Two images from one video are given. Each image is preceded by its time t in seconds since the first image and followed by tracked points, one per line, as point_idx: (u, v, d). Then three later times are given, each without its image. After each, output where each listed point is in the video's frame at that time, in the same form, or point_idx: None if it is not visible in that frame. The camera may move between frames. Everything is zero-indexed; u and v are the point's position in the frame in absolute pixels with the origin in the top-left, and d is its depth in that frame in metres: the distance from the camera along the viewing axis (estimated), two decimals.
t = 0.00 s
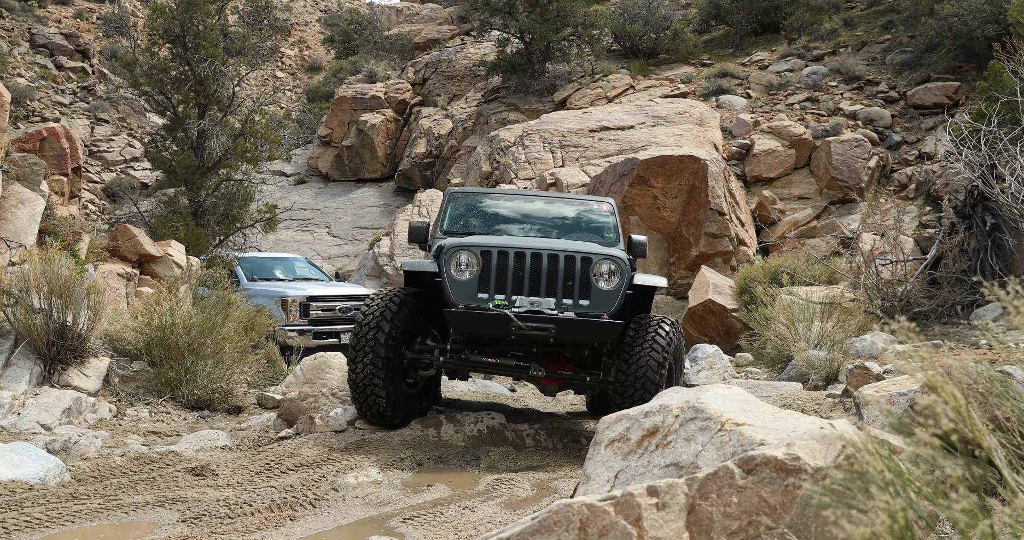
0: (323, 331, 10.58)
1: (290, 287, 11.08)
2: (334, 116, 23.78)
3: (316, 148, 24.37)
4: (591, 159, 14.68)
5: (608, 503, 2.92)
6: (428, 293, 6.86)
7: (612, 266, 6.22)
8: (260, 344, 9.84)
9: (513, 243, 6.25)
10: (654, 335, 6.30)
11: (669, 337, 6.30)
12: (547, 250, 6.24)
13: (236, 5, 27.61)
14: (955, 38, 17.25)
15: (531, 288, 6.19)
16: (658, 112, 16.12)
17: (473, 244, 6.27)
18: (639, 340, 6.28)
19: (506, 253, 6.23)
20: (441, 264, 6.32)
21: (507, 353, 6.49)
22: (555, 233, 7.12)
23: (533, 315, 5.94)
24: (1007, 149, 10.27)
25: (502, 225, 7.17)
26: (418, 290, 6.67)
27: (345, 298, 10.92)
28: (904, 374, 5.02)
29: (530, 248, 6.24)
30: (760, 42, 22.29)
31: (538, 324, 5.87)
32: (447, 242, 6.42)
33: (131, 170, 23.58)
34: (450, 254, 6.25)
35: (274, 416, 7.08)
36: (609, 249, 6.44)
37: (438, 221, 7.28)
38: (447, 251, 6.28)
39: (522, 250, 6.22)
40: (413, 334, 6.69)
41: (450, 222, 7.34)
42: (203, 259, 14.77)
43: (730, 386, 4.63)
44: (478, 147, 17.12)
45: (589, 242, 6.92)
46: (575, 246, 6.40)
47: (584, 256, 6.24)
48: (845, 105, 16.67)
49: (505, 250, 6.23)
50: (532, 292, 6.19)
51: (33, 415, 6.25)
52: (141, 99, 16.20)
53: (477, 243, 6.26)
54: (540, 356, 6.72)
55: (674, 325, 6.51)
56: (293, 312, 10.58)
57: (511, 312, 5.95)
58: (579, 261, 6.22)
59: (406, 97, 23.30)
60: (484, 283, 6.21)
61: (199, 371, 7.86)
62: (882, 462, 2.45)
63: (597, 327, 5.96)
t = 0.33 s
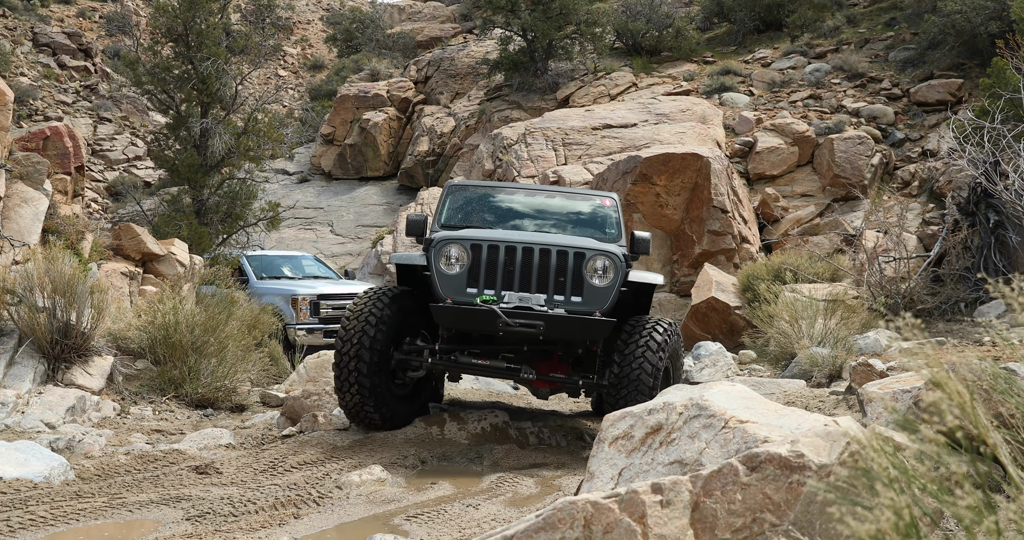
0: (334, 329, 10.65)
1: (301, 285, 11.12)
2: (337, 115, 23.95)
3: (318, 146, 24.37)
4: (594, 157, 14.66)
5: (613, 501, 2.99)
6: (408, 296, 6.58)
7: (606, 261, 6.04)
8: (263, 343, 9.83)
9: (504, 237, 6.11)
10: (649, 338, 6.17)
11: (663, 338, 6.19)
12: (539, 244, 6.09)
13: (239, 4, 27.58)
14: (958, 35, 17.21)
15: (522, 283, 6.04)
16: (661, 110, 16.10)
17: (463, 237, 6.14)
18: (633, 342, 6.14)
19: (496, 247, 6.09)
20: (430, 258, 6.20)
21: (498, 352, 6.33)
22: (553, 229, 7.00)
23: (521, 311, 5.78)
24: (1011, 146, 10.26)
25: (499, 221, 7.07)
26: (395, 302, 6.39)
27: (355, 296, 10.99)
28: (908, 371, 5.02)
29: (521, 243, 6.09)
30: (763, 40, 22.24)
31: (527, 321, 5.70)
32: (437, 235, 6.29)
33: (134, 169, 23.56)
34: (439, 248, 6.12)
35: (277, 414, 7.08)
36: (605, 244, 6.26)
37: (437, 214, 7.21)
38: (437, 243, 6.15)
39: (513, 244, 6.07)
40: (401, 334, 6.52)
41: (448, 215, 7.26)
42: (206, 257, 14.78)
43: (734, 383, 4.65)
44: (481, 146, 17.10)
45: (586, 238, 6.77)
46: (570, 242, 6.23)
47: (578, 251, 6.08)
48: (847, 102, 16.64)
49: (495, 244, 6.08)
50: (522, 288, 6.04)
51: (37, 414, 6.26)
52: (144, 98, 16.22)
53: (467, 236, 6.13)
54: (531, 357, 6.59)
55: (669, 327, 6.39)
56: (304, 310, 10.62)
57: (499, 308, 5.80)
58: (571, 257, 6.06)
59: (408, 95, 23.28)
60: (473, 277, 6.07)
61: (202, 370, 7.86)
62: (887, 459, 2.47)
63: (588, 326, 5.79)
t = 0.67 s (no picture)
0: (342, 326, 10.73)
1: (310, 282, 11.20)
2: (337, 113, 23.95)
3: (319, 144, 24.35)
4: (595, 153, 14.65)
5: (615, 498, 3.07)
6: (371, 316, 6.16)
7: (593, 268, 5.86)
8: (265, 341, 9.84)
9: (487, 243, 5.99)
10: (639, 339, 5.81)
11: (654, 341, 5.80)
12: (523, 250, 5.94)
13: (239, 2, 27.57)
14: (959, 30, 17.18)
15: (505, 291, 5.89)
16: (662, 106, 16.08)
17: (445, 243, 6.04)
18: (623, 343, 5.77)
19: (479, 253, 5.97)
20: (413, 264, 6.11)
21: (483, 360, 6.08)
22: (547, 228, 6.86)
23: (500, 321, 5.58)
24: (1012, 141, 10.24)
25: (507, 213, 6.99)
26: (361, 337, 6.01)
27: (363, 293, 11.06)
28: (912, 366, 5.00)
29: (504, 249, 5.95)
30: (764, 36, 22.21)
31: (506, 331, 5.50)
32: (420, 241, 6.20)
33: (135, 167, 23.56)
34: (422, 253, 6.04)
35: (279, 412, 7.09)
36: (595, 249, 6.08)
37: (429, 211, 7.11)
38: (418, 250, 6.06)
39: (495, 250, 5.95)
40: (383, 340, 6.33)
41: (445, 210, 7.15)
42: (207, 255, 14.79)
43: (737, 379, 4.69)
44: (481, 143, 17.07)
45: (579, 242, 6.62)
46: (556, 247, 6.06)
47: (563, 257, 5.90)
48: (848, 98, 16.63)
49: (477, 250, 5.97)
50: (506, 296, 5.89)
51: (39, 412, 6.28)
52: (144, 96, 16.22)
53: (449, 242, 6.03)
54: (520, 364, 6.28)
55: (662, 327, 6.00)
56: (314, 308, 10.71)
57: (477, 317, 5.60)
58: (556, 263, 5.89)
59: (409, 92, 23.24)
60: (455, 285, 5.97)
61: (204, 368, 7.87)
62: (890, 455, 2.49)
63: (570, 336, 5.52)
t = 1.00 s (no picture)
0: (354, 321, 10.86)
1: (323, 280, 11.38)
2: (342, 109, 23.92)
3: (324, 141, 24.36)
4: (600, 150, 14.62)
5: (623, 494, 3.11)
6: (343, 338, 5.97)
7: (581, 265, 5.69)
8: (270, 337, 9.85)
9: (471, 238, 5.84)
10: (629, 339, 5.66)
11: (644, 341, 5.66)
12: (508, 246, 5.78)
13: None
14: (965, 25, 17.13)
15: (489, 287, 5.74)
16: (667, 102, 16.06)
17: (429, 237, 5.89)
18: (611, 339, 5.66)
19: (462, 249, 5.82)
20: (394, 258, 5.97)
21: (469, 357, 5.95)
22: (544, 221, 6.84)
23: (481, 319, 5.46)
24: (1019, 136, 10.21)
25: (512, 203, 7.00)
26: (336, 367, 5.89)
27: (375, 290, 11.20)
28: (921, 362, 4.99)
29: (488, 244, 5.80)
30: (769, 31, 22.18)
31: (487, 330, 5.38)
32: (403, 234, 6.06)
33: (140, 165, 23.59)
34: (404, 248, 5.89)
35: (286, 409, 7.09)
36: (584, 245, 5.92)
37: (425, 204, 7.10)
38: (401, 244, 5.93)
39: (479, 245, 5.80)
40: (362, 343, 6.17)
41: (442, 204, 7.15)
42: (213, 252, 14.82)
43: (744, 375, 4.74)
44: (486, 139, 17.05)
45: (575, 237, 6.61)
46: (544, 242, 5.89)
47: (550, 253, 5.74)
48: (853, 94, 16.59)
49: (460, 246, 5.82)
50: (489, 293, 5.74)
51: (46, 409, 6.31)
52: (150, 93, 16.25)
53: (432, 236, 5.88)
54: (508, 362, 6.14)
55: (654, 325, 5.86)
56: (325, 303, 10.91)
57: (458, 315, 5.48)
58: (543, 260, 5.72)
59: (414, 89, 23.23)
60: (437, 281, 5.81)
61: (210, 365, 7.87)
62: (899, 450, 2.50)
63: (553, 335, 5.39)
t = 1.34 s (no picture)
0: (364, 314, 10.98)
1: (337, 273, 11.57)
2: (350, 103, 23.90)
3: (331, 134, 24.37)
4: (608, 142, 14.55)
5: (633, 486, 3.16)
6: (325, 369, 5.79)
7: (575, 251, 5.57)
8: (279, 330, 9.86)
9: (460, 221, 5.73)
10: (626, 329, 5.52)
11: (641, 330, 5.52)
12: (500, 229, 5.66)
13: None
14: (974, 17, 17.04)
15: (478, 272, 5.63)
16: (674, 95, 16.00)
17: (417, 219, 5.79)
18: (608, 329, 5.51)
19: (451, 232, 5.71)
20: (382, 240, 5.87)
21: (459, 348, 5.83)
22: (543, 209, 6.77)
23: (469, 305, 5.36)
24: None
25: (512, 190, 6.94)
26: (327, 400, 5.80)
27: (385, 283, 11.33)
28: (932, 354, 4.97)
29: (480, 227, 5.68)
30: (777, 23, 22.08)
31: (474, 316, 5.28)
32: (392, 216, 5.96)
33: (148, 159, 23.62)
34: (392, 230, 5.79)
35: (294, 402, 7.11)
36: (580, 230, 5.78)
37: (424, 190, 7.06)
38: (389, 226, 5.81)
39: (469, 229, 5.68)
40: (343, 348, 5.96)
41: (442, 190, 7.11)
42: (221, 246, 14.84)
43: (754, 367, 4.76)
44: (494, 132, 17.01)
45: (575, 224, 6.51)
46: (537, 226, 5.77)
47: (543, 237, 5.61)
48: (862, 86, 16.51)
49: (449, 229, 5.71)
50: (479, 277, 5.63)
51: (56, 402, 6.37)
52: (158, 87, 16.29)
53: (421, 218, 5.78)
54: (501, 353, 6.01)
55: (653, 315, 5.71)
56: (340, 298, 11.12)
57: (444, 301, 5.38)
58: (535, 245, 5.60)
59: (421, 82, 23.25)
60: (425, 264, 5.71)
61: (219, 357, 7.89)
62: (911, 441, 2.51)
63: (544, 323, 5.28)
